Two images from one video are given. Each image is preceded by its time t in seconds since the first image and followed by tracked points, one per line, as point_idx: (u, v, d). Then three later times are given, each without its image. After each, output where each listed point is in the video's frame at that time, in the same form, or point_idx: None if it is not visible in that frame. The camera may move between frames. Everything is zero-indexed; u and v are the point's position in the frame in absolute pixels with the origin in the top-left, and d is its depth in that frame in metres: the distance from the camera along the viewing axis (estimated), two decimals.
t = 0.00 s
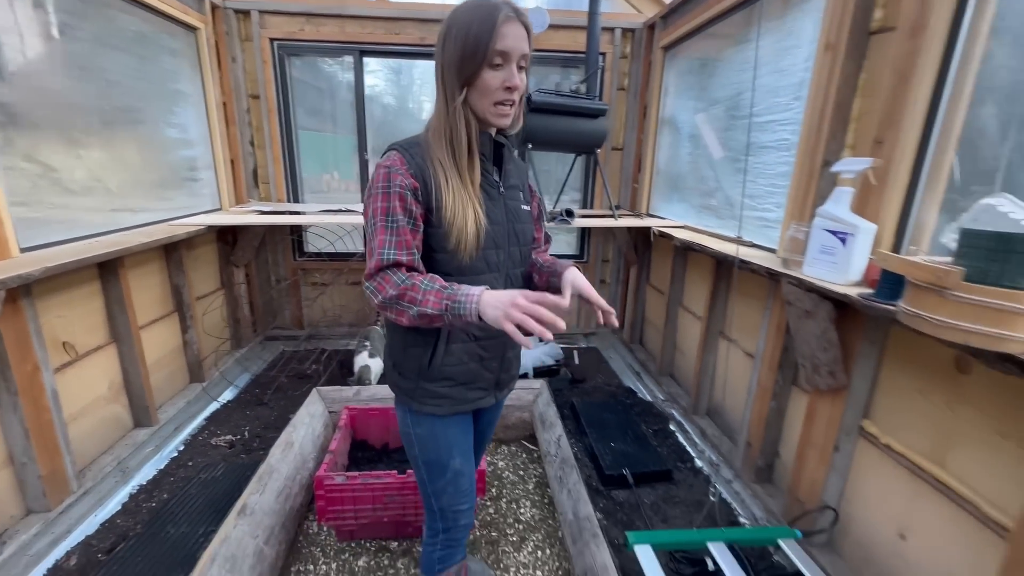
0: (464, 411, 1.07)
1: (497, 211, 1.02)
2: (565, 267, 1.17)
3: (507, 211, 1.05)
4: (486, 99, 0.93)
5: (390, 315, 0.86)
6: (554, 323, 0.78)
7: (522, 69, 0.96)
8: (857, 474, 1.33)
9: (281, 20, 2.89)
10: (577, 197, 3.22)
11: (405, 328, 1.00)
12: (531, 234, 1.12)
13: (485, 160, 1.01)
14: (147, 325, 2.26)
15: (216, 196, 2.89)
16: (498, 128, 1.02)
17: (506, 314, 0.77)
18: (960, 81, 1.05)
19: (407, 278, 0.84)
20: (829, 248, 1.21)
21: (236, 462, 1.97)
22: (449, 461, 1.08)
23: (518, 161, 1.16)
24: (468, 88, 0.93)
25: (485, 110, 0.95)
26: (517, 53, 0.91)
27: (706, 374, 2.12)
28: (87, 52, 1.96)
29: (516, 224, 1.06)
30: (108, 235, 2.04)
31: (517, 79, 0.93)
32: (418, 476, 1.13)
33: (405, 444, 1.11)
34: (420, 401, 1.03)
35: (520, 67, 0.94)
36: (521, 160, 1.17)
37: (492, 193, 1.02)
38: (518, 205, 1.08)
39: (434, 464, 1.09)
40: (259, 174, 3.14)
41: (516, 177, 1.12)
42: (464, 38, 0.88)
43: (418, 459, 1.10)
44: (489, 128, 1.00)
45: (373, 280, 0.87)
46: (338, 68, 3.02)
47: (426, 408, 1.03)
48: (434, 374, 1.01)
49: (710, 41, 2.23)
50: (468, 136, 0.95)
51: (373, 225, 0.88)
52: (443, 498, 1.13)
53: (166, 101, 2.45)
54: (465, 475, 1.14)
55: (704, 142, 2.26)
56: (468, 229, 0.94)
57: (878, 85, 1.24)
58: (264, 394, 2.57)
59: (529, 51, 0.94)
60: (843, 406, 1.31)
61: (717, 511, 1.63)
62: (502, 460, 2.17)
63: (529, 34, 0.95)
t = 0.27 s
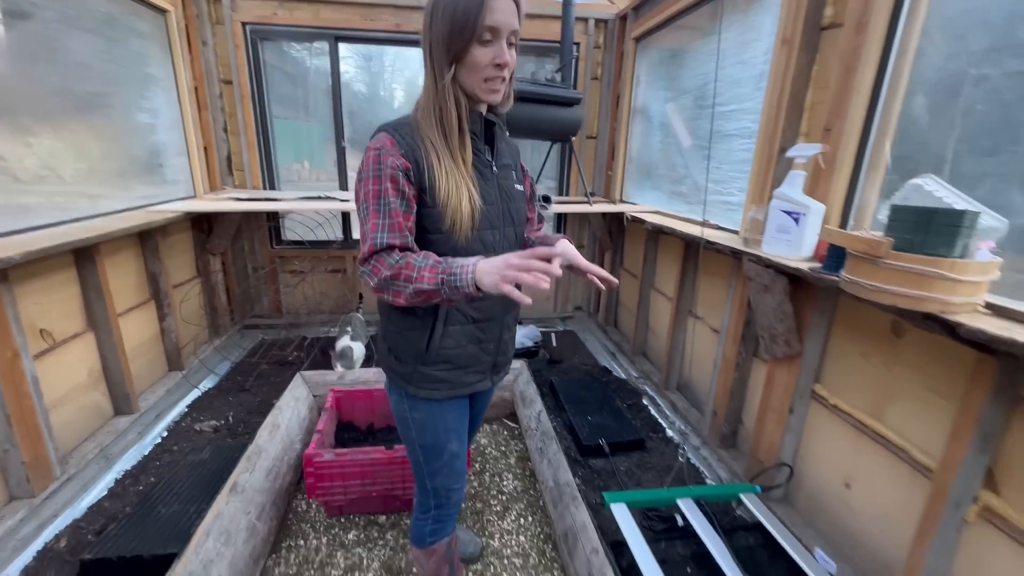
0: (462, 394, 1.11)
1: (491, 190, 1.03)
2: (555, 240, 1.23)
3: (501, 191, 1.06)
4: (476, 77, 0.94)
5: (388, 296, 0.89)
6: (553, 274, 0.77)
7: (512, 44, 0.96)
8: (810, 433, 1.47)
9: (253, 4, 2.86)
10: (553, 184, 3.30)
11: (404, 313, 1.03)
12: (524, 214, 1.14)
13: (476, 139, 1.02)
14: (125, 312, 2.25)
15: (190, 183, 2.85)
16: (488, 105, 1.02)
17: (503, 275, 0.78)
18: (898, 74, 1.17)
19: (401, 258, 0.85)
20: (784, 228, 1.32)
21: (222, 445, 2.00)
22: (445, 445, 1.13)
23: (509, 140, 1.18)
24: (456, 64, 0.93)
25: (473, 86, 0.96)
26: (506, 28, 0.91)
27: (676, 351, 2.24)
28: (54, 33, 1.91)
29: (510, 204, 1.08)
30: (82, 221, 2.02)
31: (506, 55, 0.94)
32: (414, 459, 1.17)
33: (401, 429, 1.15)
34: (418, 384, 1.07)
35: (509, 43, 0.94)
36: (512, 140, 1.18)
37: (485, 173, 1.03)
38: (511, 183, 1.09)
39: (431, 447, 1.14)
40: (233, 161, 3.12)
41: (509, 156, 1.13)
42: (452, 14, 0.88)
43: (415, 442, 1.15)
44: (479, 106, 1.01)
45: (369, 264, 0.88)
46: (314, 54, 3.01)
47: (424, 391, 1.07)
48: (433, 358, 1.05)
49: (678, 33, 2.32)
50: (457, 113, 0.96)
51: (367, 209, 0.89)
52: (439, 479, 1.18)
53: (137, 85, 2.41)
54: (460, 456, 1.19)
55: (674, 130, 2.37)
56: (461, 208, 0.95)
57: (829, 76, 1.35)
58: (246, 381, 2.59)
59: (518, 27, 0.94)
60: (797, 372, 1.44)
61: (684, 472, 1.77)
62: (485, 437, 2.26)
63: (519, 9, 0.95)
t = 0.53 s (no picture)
0: (453, 382, 1.13)
1: (479, 169, 1.05)
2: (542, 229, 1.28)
3: (489, 170, 1.08)
4: (463, 52, 0.95)
5: (374, 282, 0.88)
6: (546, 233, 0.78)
7: (498, 20, 0.97)
8: (772, 401, 1.58)
9: None
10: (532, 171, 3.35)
11: (394, 300, 1.05)
12: (512, 195, 1.16)
13: (462, 117, 1.04)
14: (102, 298, 2.23)
15: (165, 168, 2.81)
16: (474, 82, 1.03)
17: (493, 256, 0.79)
18: (851, 64, 1.26)
19: (390, 242, 0.85)
20: (748, 209, 1.41)
21: (206, 428, 2.01)
22: (435, 431, 1.15)
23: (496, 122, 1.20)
24: (442, 39, 0.93)
25: (460, 62, 0.96)
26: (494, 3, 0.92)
27: (651, 331, 2.34)
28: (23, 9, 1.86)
29: (497, 184, 1.10)
30: (55, 205, 1.99)
31: (493, 31, 0.94)
32: (404, 445, 1.19)
33: (391, 416, 1.16)
34: (408, 372, 1.08)
35: (495, 19, 0.95)
36: (497, 121, 1.20)
37: (472, 151, 1.05)
38: (498, 163, 1.11)
39: (422, 433, 1.16)
40: (209, 147, 3.08)
41: (495, 136, 1.15)
42: None
43: (405, 430, 1.16)
44: (464, 84, 1.02)
45: (355, 248, 0.88)
46: (293, 39, 2.99)
47: (414, 378, 1.09)
48: (423, 344, 1.06)
49: (653, 23, 2.39)
50: (442, 89, 0.96)
51: (352, 190, 0.89)
52: (428, 464, 1.21)
53: (109, 67, 2.37)
54: (450, 442, 1.22)
55: (649, 119, 2.45)
56: (449, 187, 0.95)
57: (790, 66, 1.43)
58: (227, 367, 2.59)
59: (506, 2, 0.94)
60: (761, 345, 1.55)
61: (655, 443, 1.86)
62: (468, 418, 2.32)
63: None
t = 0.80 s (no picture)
0: (436, 381, 1.11)
1: (461, 165, 1.07)
2: (525, 247, 1.25)
3: (471, 168, 1.10)
4: (449, 48, 0.95)
5: (350, 287, 0.90)
6: (524, 309, 0.76)
7: (487, 19, 0.97)
8: (742, 384, 1.66)
9: None
10: (517, 165, 3.40)
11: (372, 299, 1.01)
12: (496, 193, 1.17)
13: (443, 114, 1.05)
14: (87, 290, 2.23)
15: (149, 160, 2.80)
16: (458, 79, 1.04)
17: (470, 295, 0.81)
18: (813, 64, 1.33)
19: (366, 248, 0.87)
20: (719, 200, 1.48)
21: (193, 417, 2.04)
22: (419, 429, 1.14)
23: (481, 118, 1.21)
24: (430, 34, 0.93)
25: (445, 59, 0.96)
26: (485, 3, 0.92)
27: (631, 321, 2.41)
28: None
29: (480, 181, 1.11)
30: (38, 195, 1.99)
31: (481, 30, 0.94)
32: (388, 440, 1.18)
33: (374, 412, 1.15)
34: (389, 371, 1.07)
35: (486, 18, 0.95)
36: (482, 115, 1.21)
37: (453, 149, 1.06)
38: (481, 161, 1.13)
39: (405, 431, 1.15)
40: (193, 139, 3.08)
41: (479, 132, 1.16)
42: None
43: (388, 426, 1.15)
44: (448, 80, 1.02)
45: (331, 248, 0.90)
46: (277, 32, 2.99)
47: (395, 378, 1.07)
48: (404, 344, 1.04)
49: (633, 21, 2.44)
50: (427, 85, 0.96)
51: (327, 185, 0.90)
52: (411, 460, 1.20)
53: (91, 58, 2.36)
54: (435, 441, 1.20)
55: (630, 114, 2.51)
56: (429, 185, 0.96)
57: (759, 65, 1.50)
58: (214, 358, 2.61)
59: (497, 1, 0.95)
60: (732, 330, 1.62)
61: (632, 427, 1.94)
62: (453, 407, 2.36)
63: None
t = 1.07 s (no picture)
0: (413, 378, 1.17)
1: (441, 166, 1.12)
2: (504, 246, 1.32)
3: (451, 170, 1.15)
4: (433, 51, 1.00)
5: (323, 284, 0.96)
6: (487, 309, 0.83)
7: (472, 25, 1.02)
8: (715, 373, 1.73)
9: None
10: (506, 163, 3.45)
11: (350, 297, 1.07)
12: (476, 194, 1.23)
13: (424, 114, 1.10)
14: (79, 282, 2.27)
15: (140, 155, 2.83)
16: (440, 82, 1.09)
17: (437, 297, 0.87)
18: (779, 66, 1.40)
19: (341, 247, 0.92)
20: (691, 196, 1.54)
21: (185, 406, 2.09)
22: (397, 422, 1.20)
23: (463, 119, 1.26)
24: (415, 35, 0.98)
25: (428, 60, 1.02)
26: (471, 10, 0.97)
27: (614, 315, 2.48)
28: None
29: (460, 183, 1.17)
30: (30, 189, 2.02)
31: (466, 37, 1.00)
32: (367, 432, 1.24)
33: (353, 406, 1.21)
34: (366, 368, 1.12)
35: (471, 24, 1.00)
36: (462, 116, 1.26)
37: (434, 152, 1.11)
38: (461, 162, 1.18)
39: (384, 424, 1.21)
40: (184, 135, 3.11)
41: (460, 134, 1.22)
42: None
43: (368, 419, 1.21)
44: (429, 82, 1.08)
45: (307, 246, 0.95)
46: (268, 29, 3.03)
47: (372, 374, 1.13)
48: (380, 342, 1.10)
49: (617, 22, 2.50)
50: (410, 86, 1.01)
51: (305, 183, 0.95)
52: (391, 450, 1.26)
53: (83, 54, 2.39)
54: (413, 432, 1.26)
55: (614, 113, 2.57)
56: (407, 185, 1.02)
57: (731, 67, 1.57)
58: (205, 351, 2.65)
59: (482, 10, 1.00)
60: (705, 321, 1.69)
61: (610, 416, 2.01)
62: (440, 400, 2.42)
63: None
